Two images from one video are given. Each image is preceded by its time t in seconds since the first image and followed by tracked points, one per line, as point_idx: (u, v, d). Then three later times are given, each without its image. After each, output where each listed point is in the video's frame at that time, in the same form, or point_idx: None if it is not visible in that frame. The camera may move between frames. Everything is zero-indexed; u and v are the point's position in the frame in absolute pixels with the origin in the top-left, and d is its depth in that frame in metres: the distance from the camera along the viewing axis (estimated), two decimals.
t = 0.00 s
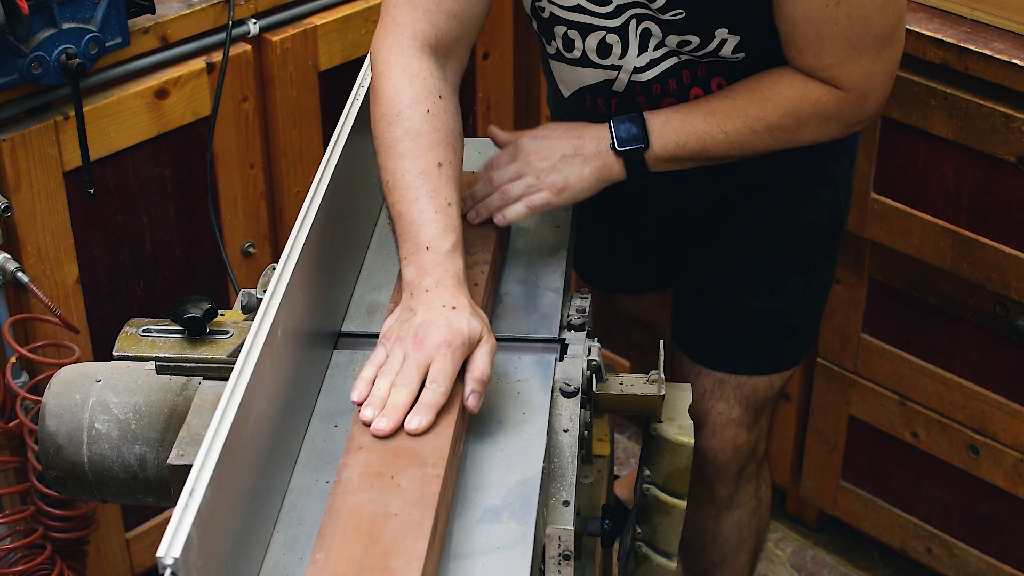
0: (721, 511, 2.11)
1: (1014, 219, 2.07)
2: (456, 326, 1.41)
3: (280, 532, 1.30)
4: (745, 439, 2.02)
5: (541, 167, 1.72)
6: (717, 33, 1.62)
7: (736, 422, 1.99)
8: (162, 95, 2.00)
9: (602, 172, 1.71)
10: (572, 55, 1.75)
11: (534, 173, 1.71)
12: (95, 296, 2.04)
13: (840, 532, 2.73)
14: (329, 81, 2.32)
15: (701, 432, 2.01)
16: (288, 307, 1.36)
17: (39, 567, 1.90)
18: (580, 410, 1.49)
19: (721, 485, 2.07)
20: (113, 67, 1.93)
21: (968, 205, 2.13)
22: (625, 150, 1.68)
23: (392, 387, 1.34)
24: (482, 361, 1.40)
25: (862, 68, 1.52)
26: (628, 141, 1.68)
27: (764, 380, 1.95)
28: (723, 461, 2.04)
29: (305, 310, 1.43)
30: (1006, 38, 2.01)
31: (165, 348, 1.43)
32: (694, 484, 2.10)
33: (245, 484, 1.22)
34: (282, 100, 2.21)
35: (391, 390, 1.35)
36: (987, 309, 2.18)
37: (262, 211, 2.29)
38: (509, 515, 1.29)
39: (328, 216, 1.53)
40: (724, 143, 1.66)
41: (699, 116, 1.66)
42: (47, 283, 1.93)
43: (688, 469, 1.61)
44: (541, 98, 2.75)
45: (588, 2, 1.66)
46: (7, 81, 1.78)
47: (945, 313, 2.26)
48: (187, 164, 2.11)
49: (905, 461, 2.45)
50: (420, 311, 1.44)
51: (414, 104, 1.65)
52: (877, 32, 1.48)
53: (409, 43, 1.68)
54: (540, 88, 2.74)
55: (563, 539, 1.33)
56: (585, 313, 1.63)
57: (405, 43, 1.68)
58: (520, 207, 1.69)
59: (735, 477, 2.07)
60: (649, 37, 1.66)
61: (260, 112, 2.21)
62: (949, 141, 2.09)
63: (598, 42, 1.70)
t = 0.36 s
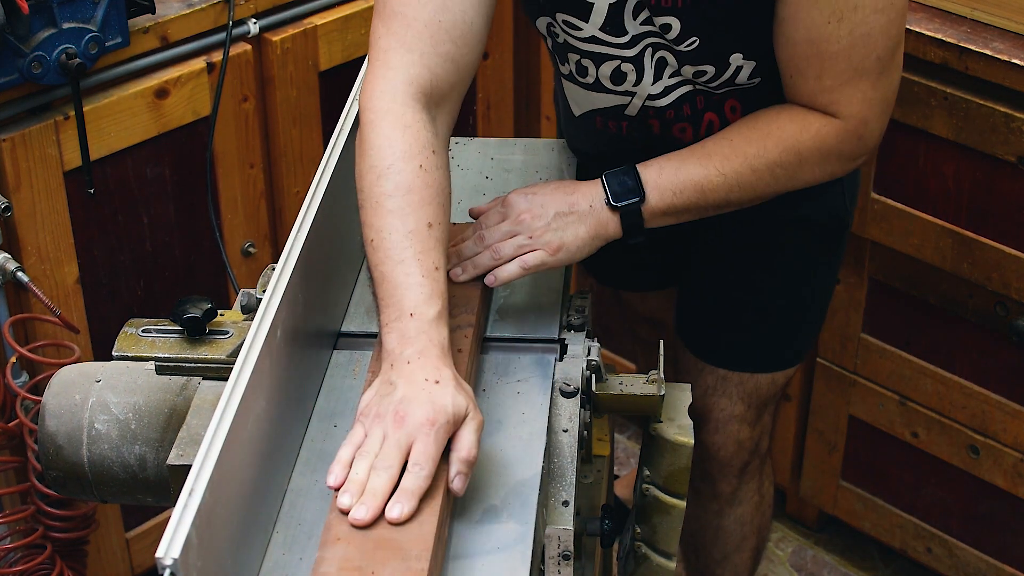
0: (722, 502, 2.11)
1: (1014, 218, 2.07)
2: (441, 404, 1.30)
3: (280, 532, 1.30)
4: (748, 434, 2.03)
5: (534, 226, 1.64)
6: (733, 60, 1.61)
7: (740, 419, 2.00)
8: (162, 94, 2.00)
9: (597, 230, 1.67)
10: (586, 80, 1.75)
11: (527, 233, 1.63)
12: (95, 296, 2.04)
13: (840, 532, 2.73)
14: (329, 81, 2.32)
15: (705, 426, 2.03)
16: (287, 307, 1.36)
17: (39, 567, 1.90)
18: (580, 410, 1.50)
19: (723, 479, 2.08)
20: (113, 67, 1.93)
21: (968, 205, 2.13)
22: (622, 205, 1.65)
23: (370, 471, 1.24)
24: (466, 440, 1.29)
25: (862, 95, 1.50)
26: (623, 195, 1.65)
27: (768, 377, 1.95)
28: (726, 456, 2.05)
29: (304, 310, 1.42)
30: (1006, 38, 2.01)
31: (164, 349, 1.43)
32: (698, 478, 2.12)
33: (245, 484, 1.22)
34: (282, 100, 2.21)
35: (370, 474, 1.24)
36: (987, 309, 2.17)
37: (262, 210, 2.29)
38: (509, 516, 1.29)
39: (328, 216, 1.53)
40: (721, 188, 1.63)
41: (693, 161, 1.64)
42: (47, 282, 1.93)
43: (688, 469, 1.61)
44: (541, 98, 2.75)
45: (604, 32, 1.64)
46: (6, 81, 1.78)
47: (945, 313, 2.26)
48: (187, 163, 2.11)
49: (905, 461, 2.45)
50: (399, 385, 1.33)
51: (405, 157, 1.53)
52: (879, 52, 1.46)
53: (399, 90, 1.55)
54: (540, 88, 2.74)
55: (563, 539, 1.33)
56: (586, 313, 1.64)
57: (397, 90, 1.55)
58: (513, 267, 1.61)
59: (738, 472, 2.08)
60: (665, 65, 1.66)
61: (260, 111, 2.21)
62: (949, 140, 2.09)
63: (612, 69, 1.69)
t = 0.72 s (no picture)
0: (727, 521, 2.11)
1: (1014, 218, 2.07)
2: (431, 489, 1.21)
3: (278, 532, 1.30)
4: (756, 461, 2.02)
5: (526, 303, 1.50)
6: (749, 105, 1.61)
7: (747, 445, 1.99)
8: (162, 94, 2.00)
9: (594, 311, 1.54)
10: (601, 120, 1.75)
11: (518, 311, 1.50)
12: (95, 296, 2.04)
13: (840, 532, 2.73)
14: (329, 81, 2.32)
15: (711, 453, 2.02)
16: (285, 307, 1.35)
17: (39, 567, 1.90)
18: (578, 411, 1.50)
19: (728, 504, 2.08)
20: (112, 67, 1.93)
21: (968, 205, 2.13)
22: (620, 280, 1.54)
23: (338, 565, 1.13)
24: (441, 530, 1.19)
25: (870, 146, 1.45)
26: (621, 272, 1.54)
27: (776, 402, 1.93)
28: (732, 482, 2.04)
29: (303, 310, 1.42)
30: (1006, 38, 2.01)
31: (162, 350, 1.44)
32: (703, 495, 2.11)
33: (243, 486, 1.22)
34: (282, 99, 2.20)
35: (338, 569, 1.13)
36: (987, 309, 2.17)
37: (262, 210, 2.29)
38: (507, 517, 1.29)
39: (326, 216, 1.53)
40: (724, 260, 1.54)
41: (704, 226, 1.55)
42: (47, 283, 1.93)
43: (687, 470, 1.61)
44: (540, 98, 2.75)
45: (619, 80, 1.64)
46: (6, 81, 1.78)
47: (946, 313, 2.25)
48: (188, 163, 2.11)
49: (906, 461, 2.44)
50: (370, 470, 1.22)
51: (402, 218, 1.43)
52: (890, 101, 1.42)
53: (399, 144, 1.47)
54: (541, 88, 2.74)
55: (563, 539, 1.34)
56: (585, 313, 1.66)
57: (398, 143, 1.47)
58: (503, 350, 1.47)
59: (743, 498, 2.07)
60: (681, 111, 1.65)
61: (260, 112, 2.21)
62: (949, 140, 2.09)
63: (627, 114, 1.69)
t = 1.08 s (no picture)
0: (726, 497, 2.13)
1: (1013, 218, 2.08)
2: (474, 287, 0.94)
3: (283, 530, 1.30)
4: (756, 436, 2.05)
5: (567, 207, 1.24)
6: None
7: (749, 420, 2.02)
8: (162, 95, 2.00)
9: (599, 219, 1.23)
10: None
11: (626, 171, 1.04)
12: (95, 296, 2.04)
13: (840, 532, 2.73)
14: (329, 81, 2.32)
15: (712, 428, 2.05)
16: (290, 305, 1.36)
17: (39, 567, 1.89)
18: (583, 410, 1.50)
19: (727, 480, 2.11)
20: (113, 67, 1.93)
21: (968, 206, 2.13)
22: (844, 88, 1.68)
23: None
24: None
25: None
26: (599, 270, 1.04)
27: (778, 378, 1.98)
28: (734, 458, 2.07)
29: (308, 309, 1.43)
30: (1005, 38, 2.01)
31: (166, 348, 1.42)
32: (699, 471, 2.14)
33: (248, 487, 1.21)
34: (282, 100, 2.20)
35: None
36: (987, 309, 2.18)
37: (262, 211, 2.29)
38: (511, 515, 1.29)
39: (330, 216, 1.53)
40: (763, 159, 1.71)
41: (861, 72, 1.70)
42: (48, 282, 1.93)
43: (691, 468, 1.61)
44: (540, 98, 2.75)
45: None
46: (7, 81, 1.78)
47: (945, 313, 2.26)
48: (188, 163, 2.11)
49: (906, 461, 2.45)
50: None
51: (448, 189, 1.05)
52: None
53: (437, 28, 1.26)
54: (541, 88, 2.74)
55: (566, 538, 1.33)
56: (587, 312, 1.66)
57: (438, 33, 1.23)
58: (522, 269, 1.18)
59: (742, 474, 2.10)
60: None
61: (260, 112, 2.21)
62: (948, 141, 2.10)
63: None
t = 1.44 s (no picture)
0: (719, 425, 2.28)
1: (1014, 218, 2.07)
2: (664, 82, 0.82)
3: (282, 530, 1.30)
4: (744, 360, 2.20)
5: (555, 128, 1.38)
6: None
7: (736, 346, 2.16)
8: (162, 94, 2.00)
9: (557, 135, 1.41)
10: None
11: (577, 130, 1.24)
12: (95, 296, 2.04)
13: (840, 532, 2.73)
14: (329, 81, 2.32)
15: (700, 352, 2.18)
16: (290, 305, 1.36)
17: (39, 567, 1.89)
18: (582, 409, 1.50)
19: (720, 405, 2.26)
20: (113, 67, 1.93)
21: (968, 206, 2.13)
22: None
23: None
24: None
25: None
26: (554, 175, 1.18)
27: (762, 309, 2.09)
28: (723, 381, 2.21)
29: (307, 309, 1.42)
30: (1006, 38, 2.01)
31: (166, 347, 1.42)
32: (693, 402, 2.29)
33: (247, 489, 1.21)
34: (283, 100, 2.20)
35: None
36: (987, 309, 2.18)
37: (262, 211, 2.29)
38: (511, 514, 1.29)
39: (330, 215, 1.53)
40: None
41: None
42: (48, 282, 1.93)
43: (690, 468, 1.61)
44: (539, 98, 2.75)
45: None
46: (7, 81, 1.78)
47: (945, 313, 2.26)
48: (188, 162, 2.11)
49: (906, 461, 2.45)
50: None
51: None
52: None
53: None
54: (541, 89, 2.74)
55: (566, 537, 1.33)
56: (587, 312, 1.68)
57: None
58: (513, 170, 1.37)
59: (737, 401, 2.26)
60: None
61: (260, 112, 2.21)
62: (948, 141, 2.10)
63: None
